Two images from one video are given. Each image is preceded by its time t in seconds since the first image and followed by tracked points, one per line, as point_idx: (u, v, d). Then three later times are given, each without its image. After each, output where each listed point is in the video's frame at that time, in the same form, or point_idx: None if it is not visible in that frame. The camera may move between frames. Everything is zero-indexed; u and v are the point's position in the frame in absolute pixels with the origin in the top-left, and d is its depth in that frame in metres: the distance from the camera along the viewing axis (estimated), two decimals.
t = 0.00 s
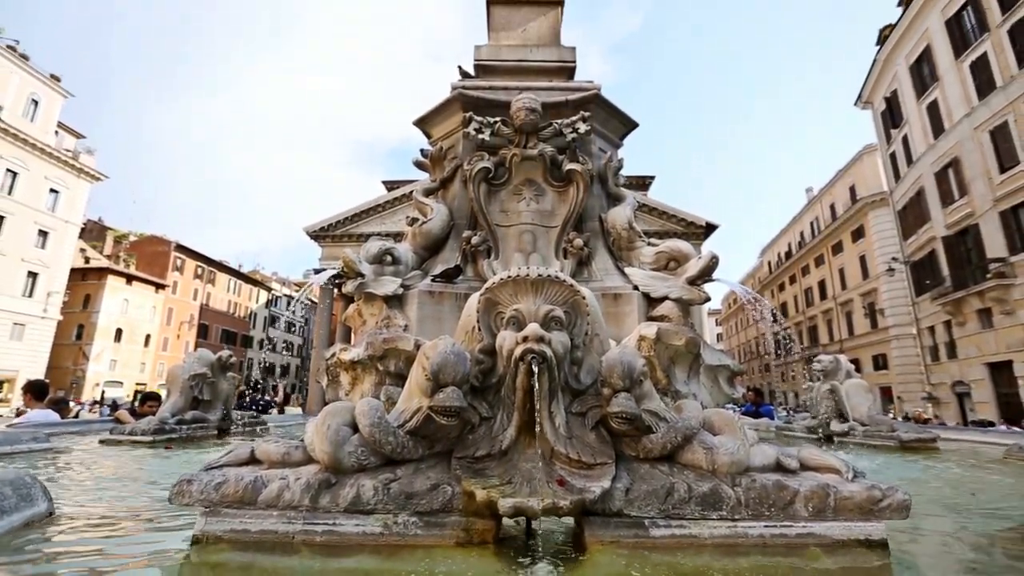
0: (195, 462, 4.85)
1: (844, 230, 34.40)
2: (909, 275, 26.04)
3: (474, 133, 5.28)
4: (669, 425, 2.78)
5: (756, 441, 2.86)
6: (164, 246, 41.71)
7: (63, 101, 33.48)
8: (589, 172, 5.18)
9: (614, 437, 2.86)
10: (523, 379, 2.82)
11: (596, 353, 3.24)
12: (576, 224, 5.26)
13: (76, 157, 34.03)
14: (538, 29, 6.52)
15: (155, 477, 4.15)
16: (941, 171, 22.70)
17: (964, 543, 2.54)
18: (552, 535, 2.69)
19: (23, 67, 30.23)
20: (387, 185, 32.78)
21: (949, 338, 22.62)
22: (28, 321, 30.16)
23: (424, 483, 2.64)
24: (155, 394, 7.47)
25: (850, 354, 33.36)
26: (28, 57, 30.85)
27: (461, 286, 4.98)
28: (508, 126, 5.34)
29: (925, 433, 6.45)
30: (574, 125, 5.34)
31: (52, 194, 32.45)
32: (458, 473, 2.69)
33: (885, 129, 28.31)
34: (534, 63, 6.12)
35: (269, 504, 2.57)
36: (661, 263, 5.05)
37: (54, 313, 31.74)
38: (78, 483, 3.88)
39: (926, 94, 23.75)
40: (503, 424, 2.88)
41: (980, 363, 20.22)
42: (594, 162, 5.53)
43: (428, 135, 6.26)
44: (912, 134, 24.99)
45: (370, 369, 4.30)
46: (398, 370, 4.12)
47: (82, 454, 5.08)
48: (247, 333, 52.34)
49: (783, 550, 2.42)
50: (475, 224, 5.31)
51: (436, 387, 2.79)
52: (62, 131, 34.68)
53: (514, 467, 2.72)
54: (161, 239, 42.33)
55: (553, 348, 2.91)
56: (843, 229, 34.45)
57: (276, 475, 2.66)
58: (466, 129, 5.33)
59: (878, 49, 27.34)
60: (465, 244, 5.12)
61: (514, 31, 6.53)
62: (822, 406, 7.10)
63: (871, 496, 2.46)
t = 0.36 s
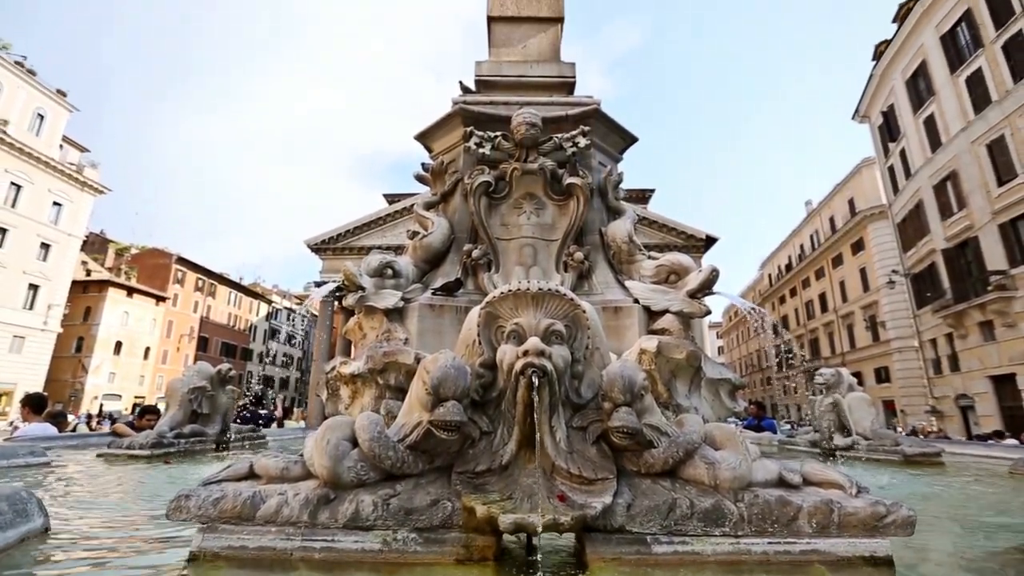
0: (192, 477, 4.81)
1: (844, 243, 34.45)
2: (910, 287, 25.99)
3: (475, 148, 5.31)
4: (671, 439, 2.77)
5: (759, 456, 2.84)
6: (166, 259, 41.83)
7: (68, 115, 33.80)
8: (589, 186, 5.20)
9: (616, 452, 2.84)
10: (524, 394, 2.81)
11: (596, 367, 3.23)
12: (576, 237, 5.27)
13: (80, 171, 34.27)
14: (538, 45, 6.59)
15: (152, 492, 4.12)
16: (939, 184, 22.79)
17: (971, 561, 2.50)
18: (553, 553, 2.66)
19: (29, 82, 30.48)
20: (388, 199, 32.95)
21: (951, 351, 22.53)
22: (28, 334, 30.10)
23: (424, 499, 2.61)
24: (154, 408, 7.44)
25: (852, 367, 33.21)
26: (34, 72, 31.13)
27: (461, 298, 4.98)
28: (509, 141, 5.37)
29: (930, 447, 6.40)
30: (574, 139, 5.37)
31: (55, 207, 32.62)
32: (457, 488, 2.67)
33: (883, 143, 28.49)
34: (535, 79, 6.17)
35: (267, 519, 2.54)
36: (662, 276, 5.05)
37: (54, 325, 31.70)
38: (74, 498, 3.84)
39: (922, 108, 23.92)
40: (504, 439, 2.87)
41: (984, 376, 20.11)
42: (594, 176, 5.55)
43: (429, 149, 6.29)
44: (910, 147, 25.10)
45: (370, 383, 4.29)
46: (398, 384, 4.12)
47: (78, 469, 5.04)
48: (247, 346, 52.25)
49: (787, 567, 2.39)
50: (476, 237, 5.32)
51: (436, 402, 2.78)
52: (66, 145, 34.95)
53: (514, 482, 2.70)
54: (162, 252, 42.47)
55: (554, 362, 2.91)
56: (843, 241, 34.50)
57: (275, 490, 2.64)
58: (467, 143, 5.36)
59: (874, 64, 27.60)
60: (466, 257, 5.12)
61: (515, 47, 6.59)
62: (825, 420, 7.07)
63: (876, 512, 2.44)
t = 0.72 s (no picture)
0: (190, 492, 4.75)
1: (844, 256, 34.49)
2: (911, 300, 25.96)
3: (476, 162, 5.34)
4: (672, 454, 2.75)
5: (761, 471, 2.82)
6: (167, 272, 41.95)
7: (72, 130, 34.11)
8: (589, 200, 5.21)
9: (618, 467, 2.82)
10: (524, 408, 2.80)
11: (597, 382, 3.21)
12: (576, 251, 5.28)
13: (83, 185, 34.50)
14: (538, 61, 6.65)
15: (149, 507, 4.08)
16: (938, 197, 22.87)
17: None
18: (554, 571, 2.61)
19: (35, 97, 30.85)
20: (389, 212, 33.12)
21: (954, 364, 22.42)
22: (27, 346, 30.03)
23: (423, 515, 2.58)
24: (152, 421, 7.39)
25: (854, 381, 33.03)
26: (41, 87, 31.51)
27: (462, 312, 4.97)
28: (509, 156, 5.40)
29: (935, 462, 6.33)
30: (574, 154, 5.40)
31: (58, 221, 32.78)
32: (457, 505, 2.64)
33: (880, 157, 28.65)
34: (535, 93, 6.21)
35: (265, 536, 2.50)
36: (662, 290, 5.02)
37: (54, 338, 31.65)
38: (69, 514, 3.80)
39: (919, 122, 24.08)
40: (504, 455, 2.85)
41: (987, 389, 19.97)
42: (594, 190, 5.57)
43: (430, 163, 6.32)
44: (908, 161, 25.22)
45: (371, 398, 4.26)
46: (398, 399, 4.11)
47: (74, 484, 4.99)
48: (247, 359, 52.13)
49: None
50: (477, 251, 5.32)
51: (436, 416, 2.76)
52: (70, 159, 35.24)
53: (515, 498, 2.68)
54: (164, 265, 42.60)
55: (554, 376, 2.90)
56: (843, 254, 34.54)
57: (273, 506, 2.60)
58: (468, 158, 5.39)
59: (870, 79, 27.86)
60: (467, 270, 5.12)
61: (515, 63, 6.65)
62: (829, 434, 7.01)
63: (881, 528, 2.41)
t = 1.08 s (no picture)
0: (187, 506, 4.71)
1: (845, 268, 34.52)
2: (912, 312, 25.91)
3: (477, 176, 5.37)
4: (673, 469, 2.74)
5: (764, 486, 2.80)
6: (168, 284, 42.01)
7: (77, 143, 34.37)
8: (589, 213, 5.23)
9: (619, 482, 2.81)
10: (525, 422, 2.80)
11: (598, 395, 3.20)
12: (577, 264, 5.28)
13: (86, 197, 34.68)
14: (538, 75, 6.70)
15: (146, 522, 4.04)
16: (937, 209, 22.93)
17: None
18: None
19: (41, 111, 31.16)
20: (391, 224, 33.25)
21: (956, 377, 22.29)
22: (26, 357, 29.93)
23: (422, 531, 2.55)
24: (150, 434, 7.35)
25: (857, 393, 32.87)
26: (47, 101, 31.83)
27: (463, 325, 4.96)
28: (510, 169, 5.42)
29: (940, 476, 6.27)
30: (574, 167, 5.42)
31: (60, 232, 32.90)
32: (458, 520, 2.62)
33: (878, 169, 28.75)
34: (535, 107, 6.25)
35: (263, 551, 2.45)
36: (663, 302, 5.02)
37: (53, 350, 31.57)
38: (64, 529, 3.76)
39: (916, 134, 24.19)
40: (505, 468, 2.84)
41: (991, 402, 19.83)
42: (593, 203, 5.58)
43: (431, 176, 6.34)
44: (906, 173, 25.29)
45: (371, 410, 4.24)
46: (399, 411, 4.10)
47: (70, 497, 4.95)
48: (246, 371, 51.99)
49: None
50: (478, 264, 5.33)
51: (437, 430, 2.74)
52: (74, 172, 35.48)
53: (515, 513, 2.66)
54: (165, 277, 42.70)
55: (556, 390, 2.88)
56: (843, 266, 34.59)
57: (271, 522, 2.56)
58: (468, 172, 5.43)
59: (867, 93, 28.05)
60: (467, 283, 5.12)
61: (515, 77, 6.70)
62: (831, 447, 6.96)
63: (885, 544, 2.38)
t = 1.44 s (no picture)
0: (184, 522, 4.67)
1: (845, 281, 34.51)
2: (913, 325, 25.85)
3: (478, 190, 5.39)
4: (675, 484, 2.71)
5: (767, 502, 2.76)
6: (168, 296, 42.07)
7: (81, 156, 34.62)
8: (589, 227, 5.24)
9: (620, 497, 2.78)
10: (526, 436, 2.78)
11: (599, 410, 3.18)
12: (577, 277, 5.28)
13: (89, 210, 34.85)
14: (538, 91, 6.75)
15: (141, 539, 3.99)
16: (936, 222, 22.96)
17: None
18: None
19: (46, 125, 31.43)
20: (392, 237, 33.33)
21: (960, 390, 22.17)
22: (25, 370, 29.84)
23: (422, 547, 2.51)
24: (148, 449, 7.29)
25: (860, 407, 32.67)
26: (52, 116, 32.16)
27: (463, 338, 4.95)
28: (510, 183, 5.45)
29: (945, 491, 6.21)
30: (574, 180, 5.44)
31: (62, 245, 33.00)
32: (458, 536, 2.59)
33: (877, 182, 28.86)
34: (536, 122, 6.29)
35: (260, 569, 2.40)
36: (664, 315, 5.00)
37: (52, 362, 31.48)
38: (57, 546, 3.71)
39: (913, 148, 24.33)
40: (506, 484, 2.83)
41: (995, 415, 19.68)
42: (593, 217, 5.60)
43: (431, 189, 6.37)
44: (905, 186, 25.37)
45: (370, 425, 4.21)
46: (399, 426, 4.07)
47: (65, 513, 4.90)
48: (246, 384, 51.82)
49: None
50: (478, 277, 5.33)
51: (437, 445, 2.72)
52: (77, 186, 35.70)
53: (516, 530, 2.64)
54: (165, 289, 42.77)
55: (556, 404, 2.86)
56: (844, 279, 34.58)
57: (269, 538, 2.52)
58: (469, 186, 5.45)
59: (864, 107, 28.25)
60: (467, 296, 5.11)
61: (515, 92, 6.76)
62: (835, 462, 6.91)
63: (891, 561, 2.33)
